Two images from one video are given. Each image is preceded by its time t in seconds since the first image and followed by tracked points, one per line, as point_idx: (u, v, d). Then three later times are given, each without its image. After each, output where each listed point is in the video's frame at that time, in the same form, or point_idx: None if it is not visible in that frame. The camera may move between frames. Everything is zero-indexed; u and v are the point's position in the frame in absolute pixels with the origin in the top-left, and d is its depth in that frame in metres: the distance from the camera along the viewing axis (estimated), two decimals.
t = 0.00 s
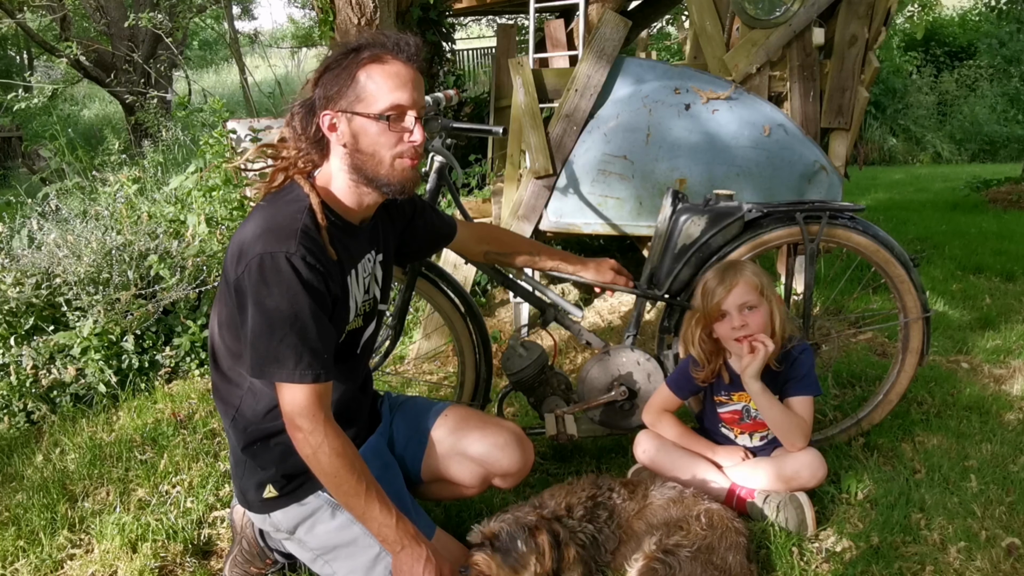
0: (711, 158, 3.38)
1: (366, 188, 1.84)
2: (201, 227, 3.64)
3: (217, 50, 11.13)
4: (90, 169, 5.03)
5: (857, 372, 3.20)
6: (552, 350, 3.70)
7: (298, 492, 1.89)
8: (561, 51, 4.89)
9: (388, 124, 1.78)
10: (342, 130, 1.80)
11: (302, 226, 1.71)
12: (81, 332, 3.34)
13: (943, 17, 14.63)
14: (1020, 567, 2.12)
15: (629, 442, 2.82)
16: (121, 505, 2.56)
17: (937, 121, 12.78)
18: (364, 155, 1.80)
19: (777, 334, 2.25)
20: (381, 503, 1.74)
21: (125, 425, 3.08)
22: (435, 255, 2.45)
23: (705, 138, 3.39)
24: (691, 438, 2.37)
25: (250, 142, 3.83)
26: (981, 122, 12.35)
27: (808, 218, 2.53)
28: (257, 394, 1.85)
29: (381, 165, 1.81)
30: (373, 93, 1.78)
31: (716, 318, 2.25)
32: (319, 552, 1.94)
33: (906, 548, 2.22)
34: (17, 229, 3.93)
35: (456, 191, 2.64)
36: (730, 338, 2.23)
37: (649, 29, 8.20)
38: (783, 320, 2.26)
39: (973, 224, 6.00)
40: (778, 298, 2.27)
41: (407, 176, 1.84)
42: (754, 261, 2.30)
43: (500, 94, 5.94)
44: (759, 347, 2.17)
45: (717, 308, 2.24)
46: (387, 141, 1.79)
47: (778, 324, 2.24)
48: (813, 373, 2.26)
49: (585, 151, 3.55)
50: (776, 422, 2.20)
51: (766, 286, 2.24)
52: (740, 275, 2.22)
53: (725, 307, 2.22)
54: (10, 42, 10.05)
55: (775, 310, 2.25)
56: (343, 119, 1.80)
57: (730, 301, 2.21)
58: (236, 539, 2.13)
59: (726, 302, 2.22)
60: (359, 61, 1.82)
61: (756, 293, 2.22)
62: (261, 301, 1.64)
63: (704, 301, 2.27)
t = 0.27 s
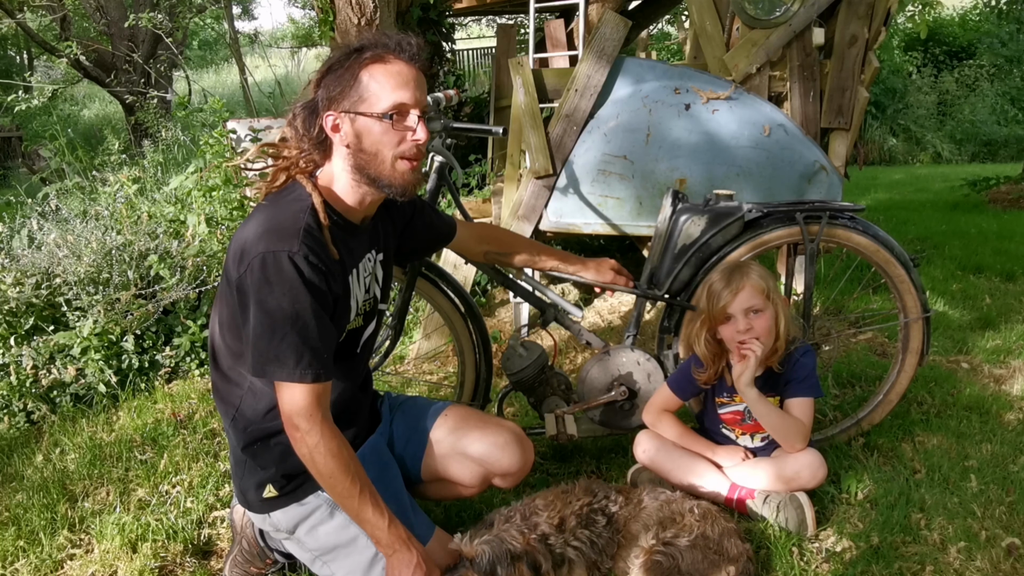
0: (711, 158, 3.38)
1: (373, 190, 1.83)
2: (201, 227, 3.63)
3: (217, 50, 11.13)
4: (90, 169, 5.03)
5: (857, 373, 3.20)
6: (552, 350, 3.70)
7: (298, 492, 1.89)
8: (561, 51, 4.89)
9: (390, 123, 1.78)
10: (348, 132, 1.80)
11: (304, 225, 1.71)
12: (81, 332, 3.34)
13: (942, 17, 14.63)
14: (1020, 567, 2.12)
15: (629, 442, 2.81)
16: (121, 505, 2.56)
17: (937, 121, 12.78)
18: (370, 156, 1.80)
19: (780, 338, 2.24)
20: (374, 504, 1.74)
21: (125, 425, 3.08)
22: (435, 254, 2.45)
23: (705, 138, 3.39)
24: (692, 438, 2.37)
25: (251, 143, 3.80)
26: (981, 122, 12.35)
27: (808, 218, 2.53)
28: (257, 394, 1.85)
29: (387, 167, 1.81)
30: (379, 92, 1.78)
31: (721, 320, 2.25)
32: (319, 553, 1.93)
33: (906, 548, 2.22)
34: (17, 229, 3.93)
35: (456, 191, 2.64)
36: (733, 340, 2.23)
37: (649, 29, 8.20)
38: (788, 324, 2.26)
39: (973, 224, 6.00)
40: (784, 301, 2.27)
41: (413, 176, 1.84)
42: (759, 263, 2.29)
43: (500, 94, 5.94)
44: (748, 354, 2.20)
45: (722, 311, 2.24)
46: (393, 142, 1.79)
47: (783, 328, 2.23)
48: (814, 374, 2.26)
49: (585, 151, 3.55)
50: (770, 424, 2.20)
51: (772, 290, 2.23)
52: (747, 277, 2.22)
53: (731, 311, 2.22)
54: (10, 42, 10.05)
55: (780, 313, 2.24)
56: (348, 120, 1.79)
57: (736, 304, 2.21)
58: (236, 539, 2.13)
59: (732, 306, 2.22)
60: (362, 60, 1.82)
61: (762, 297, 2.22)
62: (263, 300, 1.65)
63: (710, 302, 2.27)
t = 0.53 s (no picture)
0: (711, 158, 3.39)
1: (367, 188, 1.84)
2: (201, 227, 3.63)
3: (217, 50, 11.13)
4: (90, 169, 5.03)
5: (857, 373, 3.20)
6: (552, 350, 3.70)
7: (297, 493, 1.89)
8: (561, 51, 4.89)
9: (385, 124, 1.78)
10: (342, 131, 1.80)
11: (301, 227, 1.71)
12: (81, 333, 3.34)
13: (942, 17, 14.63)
14: (1020, 567, 2.12)
15: (629, 442, 2.81)
16: (121, 505, 2.56)
17: (937, 121, 12.78)
18: (364, 156, 1.80)
19: (779, 337, 2.25)
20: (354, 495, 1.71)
21: (125, 425, 3.08)
22: (434, 254, 2.45)
23: (705, 138, 3.39)
24: (692, 437, 2.37)
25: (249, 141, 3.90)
26: (981, 122, 12.35)
27: (808, 218, 2.53)
28: (256, 394, 1.85)
29: (380, 166, 1.81)
30: (373, 91, 1.78)
31: (721, 318, 2.26)
32: (318, 554, 1.93)
33: (906, 548, 2.22)
34: (17, 229, 3.93)
35: (456, 191, 2.63)
36: (733, 337, 2.24)
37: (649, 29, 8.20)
38: (787, 323, 2.26)
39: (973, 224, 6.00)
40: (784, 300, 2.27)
41: (407, 175, 1.84)
42: (761, 262, 2.28)
43: (501, 94, 5.94)
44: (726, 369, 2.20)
45: (723, 307, 2.24)
46: (386, 142, 1.79)
47: (783, 328, 2.24)
48: (813, 374, 2.26)
49: (585, 151, 3.55)
50: (768, 426, 2.21)
51: (773, 289, 2.23)
52: (748, 275, 2.22)
53: (731, 308, 2.23)
54: (10, 42, 10.04)
55: (781, 312, 2.24)
56: (343, 120, 1.80)
57: (736, 301, 2.21)
58: (236, 539, 2.13)
59: (732, 304, 2.22)
60: (360, 58, 1.82)
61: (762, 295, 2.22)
62: (257, 300, 1.65)
63: (710, 298, 2.27)
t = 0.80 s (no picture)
0: (711, 158, 3.39)
1: (351, 182, 1.82)
2: (201, 226, 3.63)
3: (217, 50, 11.13)
4: (90, 169, 5.03)
5: (857, 373, 3.20)
6: (553, 350, 3.70)
7: (295, 494, 1.89)
8: (561, 51, 4.89)
9: (370, 115, 1.78)
10: (331, 122, 1.81)
11: (291, 225, 1.71)
12: (81, 332, 3.34)
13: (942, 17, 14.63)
14: (1020, 567, 2.12)
15: (629, 442, 2.82)
16: (121, 505, 2.56)
17: (937, 121, 12.78)
18: (348, 147, 1.79)
19: (778, 339, 2.25)
20: (350, 482, 1.77)
21: (125, 425, 3.08)
22: (436, 257, 2.45)
23: (705, 138, 3.39)
24: (692, 437, 2.37)
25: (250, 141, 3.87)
26: (981, 123, 12.35)
27: (808, 219, 2.53)
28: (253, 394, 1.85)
29: (363, 158, 1.79)
30: (362, 82, 1.78)
31: (719, 319, 2.26)
32: (317, 553, 1.93)
33: (906, 548, 2.22)
34: (17, 229, 3.93)
35: (456, 191, 2.63)
36: (730, 340, 2.25)
37: (649, 29, 8.20)
38: (787, 326, 2.26)
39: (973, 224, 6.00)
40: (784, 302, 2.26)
41: (391, 170, 1.81)
42: (760, 263, 2.28)
43: (500, 95, 5.94)
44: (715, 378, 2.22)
45: (720, 309, 2.25)
46: (371, 134, 1.78)
47: (781, 330, 2.24)
48: (812, 374, 2.26)
49: (585, 151, 3.55)
50: (767, 428, 2.20)
51: (771, 291, 2.22)
52: (746, 278, 2.21)
53: (728, 310, 2.23)
54: (10, 42, 10.03)
55: (779, 315, 2.23)
56: (332, 110, 1.80)
57: (733, 304, 2.22)
58: (236, 539, 2.13)
59: (729, 305, 2.22)
60: (352, 51, 1.83)
61: (760, 298, 2.22)
62: (245, 298, 1.65)
63: (708, 300, 2.28)
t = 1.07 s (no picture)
0: (711, 158, 3.39)
1: (347, 182, 1.83)
2: (201, 226, 3.63)
3: (217, 50, 11.14)
4: (90, 169, 5.03)
5: (857, 373, 3.20)
6: (553, 350, 3.70)
7: (294, 494, 1.88)
8: (561, 51, 4.89)
9: (363, 113, 1.77)
10: (328, 122, 1.81)
11: (287, 227, 1.71)
12: (81, 332, 3.34)
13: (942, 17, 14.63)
14: (1020, 567, 2.12)
15: (629, 442, 2.81)
16: (121, 505, 2.56)
17: (937, 121, 12.79)
18: (344, 147, 1.79)
19: (775, 338, 2.25)
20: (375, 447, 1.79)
21: (125, 425, 3.08)
22: (437, 258, 2.44)
23: (705, 138, 3.39)
24: (691, 437, 2.37)
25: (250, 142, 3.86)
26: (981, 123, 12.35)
27: (808, 218, 2.53)
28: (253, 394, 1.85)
29: (359, 158, 1.79)
30: (355, 81, 1.77)
31: (716, 318, 2.26)
32: (316, 555, 1.93)
33: (906, 548, 2.22)
34: (17, 229, 3.93)
35: (456, 191, 2.63)
36: (727, 339, 2.25)
37: (649, 29, 8.20)
38: (784, 325, 2.26)
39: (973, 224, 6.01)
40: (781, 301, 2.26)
41: (387, 168, 1.81)
42: (758, 263, 2.28)
43: (500, 95, 5.94)
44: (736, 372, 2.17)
45: (717, 309, 2.24)
46: (365, 132, 1.77)
47: (777, 329, 2.24)
48: (811, 374, 2.26)
49: (585, 151, 3.55)
50: (769, 427, 2.20)
51: (768, 290, 2.23)
52: (743, 277, 2.21)
53: (725, 309, 2.23)
54: (10, 41, 10.03)
55: (776, 314, 2.24)
56: (328, 110, 1.80)
57: (730, 303, 2.22)
58: (236, 539, 2.13)
59: (726, 305, 2.22)
60: (345, 49, 1.82)
61: (757, 297, 2.22)
62: (241, 299, 1.65)
63: (706, 299, 2.27)
